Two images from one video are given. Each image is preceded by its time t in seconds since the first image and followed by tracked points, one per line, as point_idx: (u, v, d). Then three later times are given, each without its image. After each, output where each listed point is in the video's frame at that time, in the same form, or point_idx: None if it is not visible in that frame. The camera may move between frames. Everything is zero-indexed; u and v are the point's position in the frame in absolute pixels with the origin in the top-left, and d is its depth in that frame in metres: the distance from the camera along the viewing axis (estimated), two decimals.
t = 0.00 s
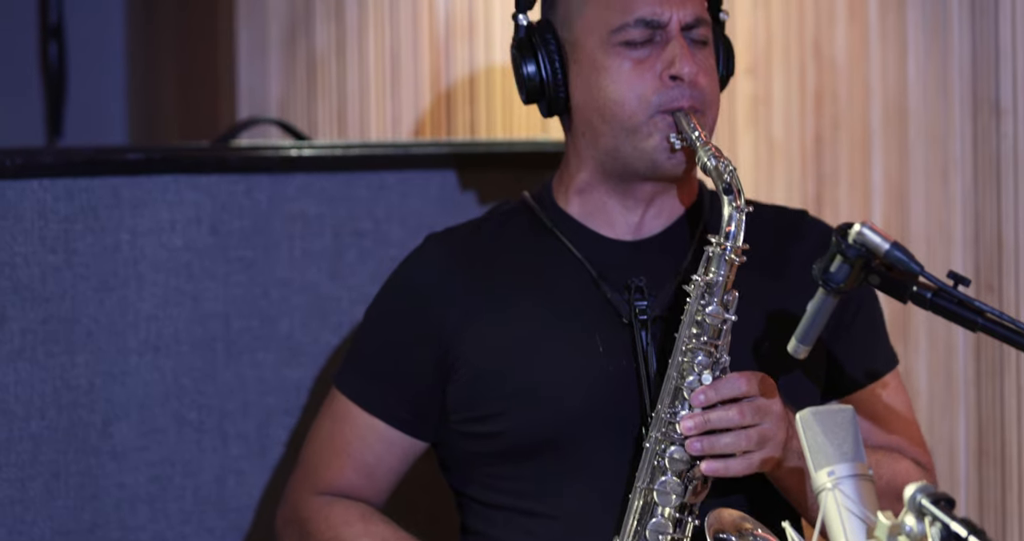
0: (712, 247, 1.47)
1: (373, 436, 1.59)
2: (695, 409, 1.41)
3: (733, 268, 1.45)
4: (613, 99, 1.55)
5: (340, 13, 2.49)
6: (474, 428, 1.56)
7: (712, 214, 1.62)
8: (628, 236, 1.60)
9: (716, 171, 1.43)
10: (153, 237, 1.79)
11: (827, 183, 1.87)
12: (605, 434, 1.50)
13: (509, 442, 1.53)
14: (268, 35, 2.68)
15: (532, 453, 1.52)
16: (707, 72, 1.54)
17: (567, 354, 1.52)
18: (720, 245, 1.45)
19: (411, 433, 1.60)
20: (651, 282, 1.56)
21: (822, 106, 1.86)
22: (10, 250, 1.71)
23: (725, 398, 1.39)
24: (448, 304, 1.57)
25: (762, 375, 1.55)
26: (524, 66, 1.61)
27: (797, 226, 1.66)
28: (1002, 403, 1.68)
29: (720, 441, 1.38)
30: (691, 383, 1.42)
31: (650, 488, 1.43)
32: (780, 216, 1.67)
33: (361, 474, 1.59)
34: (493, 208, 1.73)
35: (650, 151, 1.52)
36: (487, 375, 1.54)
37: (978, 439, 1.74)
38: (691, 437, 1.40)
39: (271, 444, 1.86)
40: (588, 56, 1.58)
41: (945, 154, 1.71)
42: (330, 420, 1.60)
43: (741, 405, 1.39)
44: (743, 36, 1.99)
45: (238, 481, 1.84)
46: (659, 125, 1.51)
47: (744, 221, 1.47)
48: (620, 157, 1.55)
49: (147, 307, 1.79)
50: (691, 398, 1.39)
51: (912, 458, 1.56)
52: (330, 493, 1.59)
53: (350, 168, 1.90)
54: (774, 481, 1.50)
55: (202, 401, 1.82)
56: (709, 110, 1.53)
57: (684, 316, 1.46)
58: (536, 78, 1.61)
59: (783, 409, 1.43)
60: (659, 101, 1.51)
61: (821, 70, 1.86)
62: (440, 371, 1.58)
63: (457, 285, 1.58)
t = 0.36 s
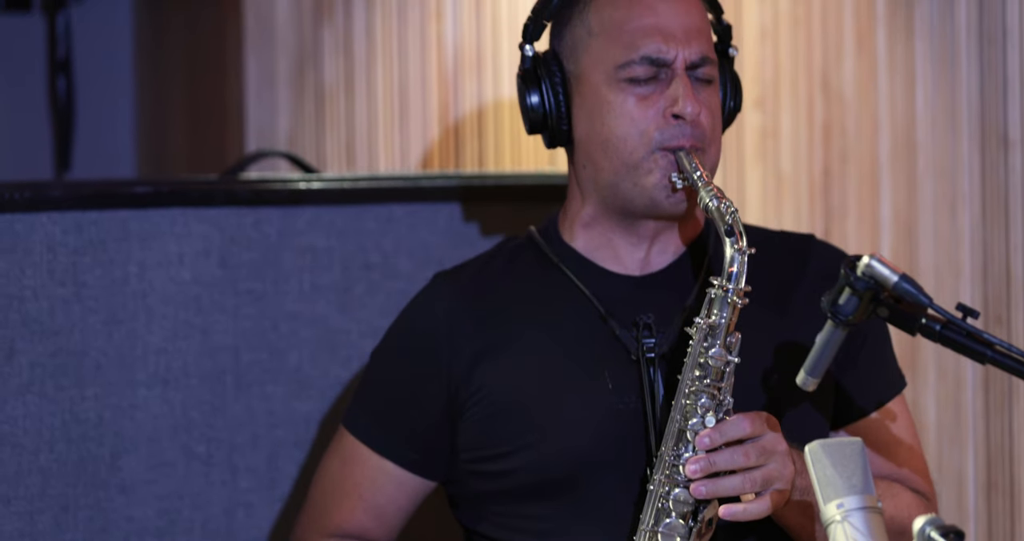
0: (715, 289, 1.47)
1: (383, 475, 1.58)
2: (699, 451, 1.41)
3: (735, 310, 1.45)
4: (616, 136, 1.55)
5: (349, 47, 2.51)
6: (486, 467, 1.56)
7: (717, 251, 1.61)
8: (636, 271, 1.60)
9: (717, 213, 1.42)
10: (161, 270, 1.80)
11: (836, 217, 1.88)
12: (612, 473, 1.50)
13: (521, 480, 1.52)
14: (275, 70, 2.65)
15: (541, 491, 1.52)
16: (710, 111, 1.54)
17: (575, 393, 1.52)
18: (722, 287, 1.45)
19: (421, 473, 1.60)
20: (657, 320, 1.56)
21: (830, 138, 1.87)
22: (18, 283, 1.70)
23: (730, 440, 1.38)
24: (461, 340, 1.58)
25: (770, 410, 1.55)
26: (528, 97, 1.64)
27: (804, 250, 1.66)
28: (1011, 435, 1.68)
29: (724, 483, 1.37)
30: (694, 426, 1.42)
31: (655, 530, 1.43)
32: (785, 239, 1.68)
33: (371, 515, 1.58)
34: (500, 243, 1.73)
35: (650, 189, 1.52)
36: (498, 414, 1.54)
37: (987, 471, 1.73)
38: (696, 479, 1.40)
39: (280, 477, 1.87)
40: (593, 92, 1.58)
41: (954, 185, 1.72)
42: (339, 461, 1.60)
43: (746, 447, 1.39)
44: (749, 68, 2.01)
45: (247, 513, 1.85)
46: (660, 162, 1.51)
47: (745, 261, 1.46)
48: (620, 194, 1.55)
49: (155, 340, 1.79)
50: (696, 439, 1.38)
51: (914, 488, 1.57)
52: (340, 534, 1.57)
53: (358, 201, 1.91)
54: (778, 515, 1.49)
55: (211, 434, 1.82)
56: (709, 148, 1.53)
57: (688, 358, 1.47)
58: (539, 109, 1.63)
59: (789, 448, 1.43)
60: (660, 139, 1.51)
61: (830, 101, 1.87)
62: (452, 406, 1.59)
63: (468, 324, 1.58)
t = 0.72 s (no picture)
0: (716, 314, 1.47)
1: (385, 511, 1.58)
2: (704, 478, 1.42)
3: (737, 336, 1.45)
4: (609, 166, 1.55)
5: (355, 77, 2.53)
6: (489, 502, 1.55)
7: (715, 280, 1.62)
8: (633, 301, 1.60)
9: (716, 239, 1.42)
10: (168, 298, 1.80)
11: (841, 246, 1.90)
12: (616, 505, 1.49)
13: (525, 514, 1.51)
14: (282, 99, 2.71)
15: (546, 525, 1.51)
16: (701, 136, 1.56)
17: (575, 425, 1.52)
18: (723, 313, 1.45)
19: (423, 509, 1.60)
20: (656, 349, 1.56)
21: (836, 167, 1.89)
22: (26, 311, 1.71)
23: (734, 466, 1.39)
24: (462, 376, 1.58)
25: (775, 438, 1.55)
26: (519, 133, 1.64)
27: (802, 281, 1.66)
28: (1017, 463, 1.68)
29: (730, 509, 1.39)
30: (699, 452, 1.42)
31: None
32: (783, 270, 1.67)
33: None
34: (494, 278, 1.74)
35: (646, 218, 1.52)
36: (500, 447, 1.53)
37: (993, 499, 1.73)
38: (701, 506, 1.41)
39: (287, 506, 1.87)
40: (584, 123, 1.59)
41: (959, 213, 1.75)
42: (341, 495, 1.61)
43: (750, 473, 1.40)
44: (755, 96, 1.99)
45: None
46: (653, 191, 1.51)
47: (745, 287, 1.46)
48: (617, 224, 1.55)
49: (162, 368, 1.79)
50: (700, 466, 1.39)
51: (918, 515, 1.57)
52: None
53: (364, 231, 1.92)
54: None
55: (218, 462, 1.82)
56: (701, 172, 1.53)
57: (690, 386, 1.47)
58: (531, 145, 1.64)
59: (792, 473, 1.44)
60: (652, 167, 1.52)
61: (835, 129, 1.88)
62: (453, 442, 1.58)
63: (467, 356, 1.58)
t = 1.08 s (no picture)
0: (715, 337, 1.48)
1: (384, 531, 1.59)
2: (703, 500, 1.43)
3: (737, 358, 1.46)
4: (616, 192, 1.56)
5: (355, 104, 2.53)
6: (489, 520, 1.54)
7: (717, 305, 1.64)
8: (638, 325, 1.60)
9: (718, 263, 1.43)
10: (167, 325, 1.80)
11: (840, 273, 1.96)
12: (618, 526, 1.50)
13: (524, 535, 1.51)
14: (281, 127, 2.65)
15: None
16: (708, 165, 1.56)
17: (577, 446, 1.52)
18: (723, 335, 1.47)
19: (423, 528, 1.60)
20: (659, 374, 1.57)
21: (834, 194, 1.96)
22: (26, 339, 1.71)
23: (732, 487, 1.40)
24: (464, 395, 1.57)
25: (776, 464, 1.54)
26: (528, 156, 1.65)
27: (802, 313, 1.67)
28: (1015, 491, 1.73)
29: (729, 531, 1.39)
30: (698, 474, 1.43)
31: None
32: (782, 302, 1.69)
33: None
34: (497, 301, 1.75)
35: (651, 243, 1.53)
36: (500, 468, 1.53)
37: (991, 527, 1.78)
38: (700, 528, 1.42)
39: (286, 532, 1.86)
40: (592, 148, 1.60)
41: (957, 242, 1.84)
42: (341, 514, 1.60)
43: (748, 494, 1.40)
44: (754, 122, 2.04)
45: None
46: (658, 217, 1.52)
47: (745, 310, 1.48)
48: (622, 249, 1.56)
49: (161, 395, 1.80)
50: (698, 489, 1.40)
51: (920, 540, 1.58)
52: None
53: (363, 256, 1.92)
54: None
55: (217, 489, 1.82)
56: (708, 201, 1.54)
57: (689, 407, 1.47)
58: (539, 168, 1.65)
59: (790, 495, 1.45)
60: (657, 194, 1.52)
61: (833, 157, 1.95)
62: (454, 460, 1.58)
63: (470, 378, 1.58)
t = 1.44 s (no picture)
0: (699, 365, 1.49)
1: None
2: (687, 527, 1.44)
3: (721, 386, 1.47)
4: (601, 217, 1.57)
5: (338, 132, 2.51)
6: None
7: (700, 332, 1.65)
8: (622, 354, 1.61)
9: (702, 290, 1.43)
10: (152, 351, 1.80)
11: (823, 301, 2.02)
12: None
13: None
14: (263, 150, 2.58)
15: None
16: (693, 193, 1.58)
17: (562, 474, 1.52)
18: (708, 363, 1.48)
19: None
20: (643, 402, 1.57)
21: (817, 222, 2.03)
22: (9, 365, 1.71)
23: (717, 514, 1.41)
24: (449, 424, 1.57)
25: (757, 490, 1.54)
26: (513, 181, 1.66)
27: (787, 343, 1.67)
28: (998, 516, 1.73)
29: None
30: (682, 501, 1.44)
31: None
32: (766, 329, 1.69)
33: None
34: (482, 329, 1.75)
35: (636, 269, 1.54)
36: (484, 498, 1.52)
37: None
38: None
39: None
40: (577, 174, 1.61)
41: (941, 269, 1.85)
42: None
43: (732, 521, 1.40)
44: (735, 153, 2.09)
45: None
46: (644, 244, 1.53)
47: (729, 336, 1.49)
48: (606, 275, 1.56)
49: (145, 422, 1.79)
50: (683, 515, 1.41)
51: None
52: None
53: (347, 283, 1.91)
54: None
55: (201, 515, 1.82)
56: (693, 229, 1.55)
57: (674, 434, 1.48)
58: (524, 194, 1.66)
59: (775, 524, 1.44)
60: (644, 220, 1.54)
61: (816, 186, 2.03)
62: (439, 489, 1.58)
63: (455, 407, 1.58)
